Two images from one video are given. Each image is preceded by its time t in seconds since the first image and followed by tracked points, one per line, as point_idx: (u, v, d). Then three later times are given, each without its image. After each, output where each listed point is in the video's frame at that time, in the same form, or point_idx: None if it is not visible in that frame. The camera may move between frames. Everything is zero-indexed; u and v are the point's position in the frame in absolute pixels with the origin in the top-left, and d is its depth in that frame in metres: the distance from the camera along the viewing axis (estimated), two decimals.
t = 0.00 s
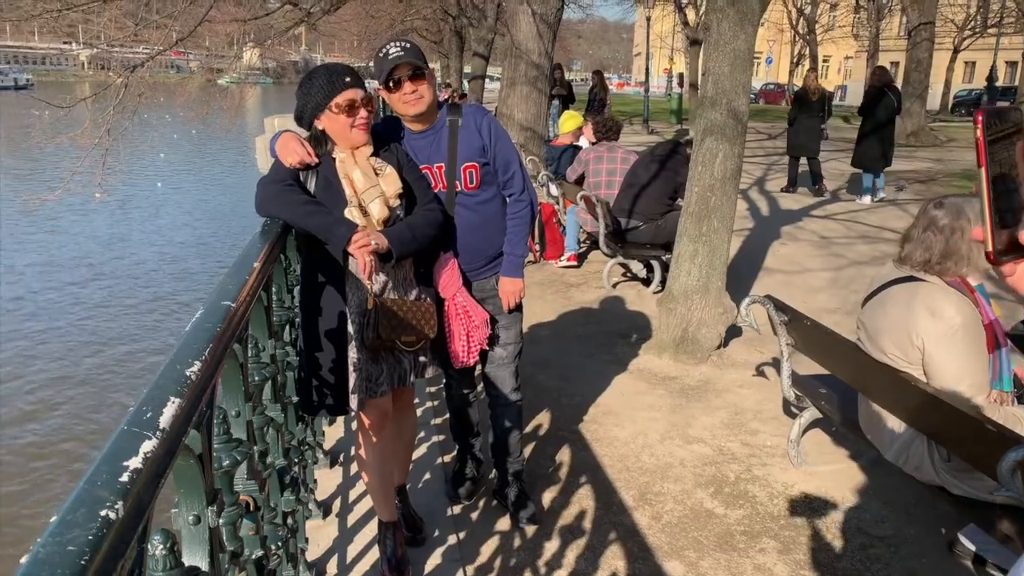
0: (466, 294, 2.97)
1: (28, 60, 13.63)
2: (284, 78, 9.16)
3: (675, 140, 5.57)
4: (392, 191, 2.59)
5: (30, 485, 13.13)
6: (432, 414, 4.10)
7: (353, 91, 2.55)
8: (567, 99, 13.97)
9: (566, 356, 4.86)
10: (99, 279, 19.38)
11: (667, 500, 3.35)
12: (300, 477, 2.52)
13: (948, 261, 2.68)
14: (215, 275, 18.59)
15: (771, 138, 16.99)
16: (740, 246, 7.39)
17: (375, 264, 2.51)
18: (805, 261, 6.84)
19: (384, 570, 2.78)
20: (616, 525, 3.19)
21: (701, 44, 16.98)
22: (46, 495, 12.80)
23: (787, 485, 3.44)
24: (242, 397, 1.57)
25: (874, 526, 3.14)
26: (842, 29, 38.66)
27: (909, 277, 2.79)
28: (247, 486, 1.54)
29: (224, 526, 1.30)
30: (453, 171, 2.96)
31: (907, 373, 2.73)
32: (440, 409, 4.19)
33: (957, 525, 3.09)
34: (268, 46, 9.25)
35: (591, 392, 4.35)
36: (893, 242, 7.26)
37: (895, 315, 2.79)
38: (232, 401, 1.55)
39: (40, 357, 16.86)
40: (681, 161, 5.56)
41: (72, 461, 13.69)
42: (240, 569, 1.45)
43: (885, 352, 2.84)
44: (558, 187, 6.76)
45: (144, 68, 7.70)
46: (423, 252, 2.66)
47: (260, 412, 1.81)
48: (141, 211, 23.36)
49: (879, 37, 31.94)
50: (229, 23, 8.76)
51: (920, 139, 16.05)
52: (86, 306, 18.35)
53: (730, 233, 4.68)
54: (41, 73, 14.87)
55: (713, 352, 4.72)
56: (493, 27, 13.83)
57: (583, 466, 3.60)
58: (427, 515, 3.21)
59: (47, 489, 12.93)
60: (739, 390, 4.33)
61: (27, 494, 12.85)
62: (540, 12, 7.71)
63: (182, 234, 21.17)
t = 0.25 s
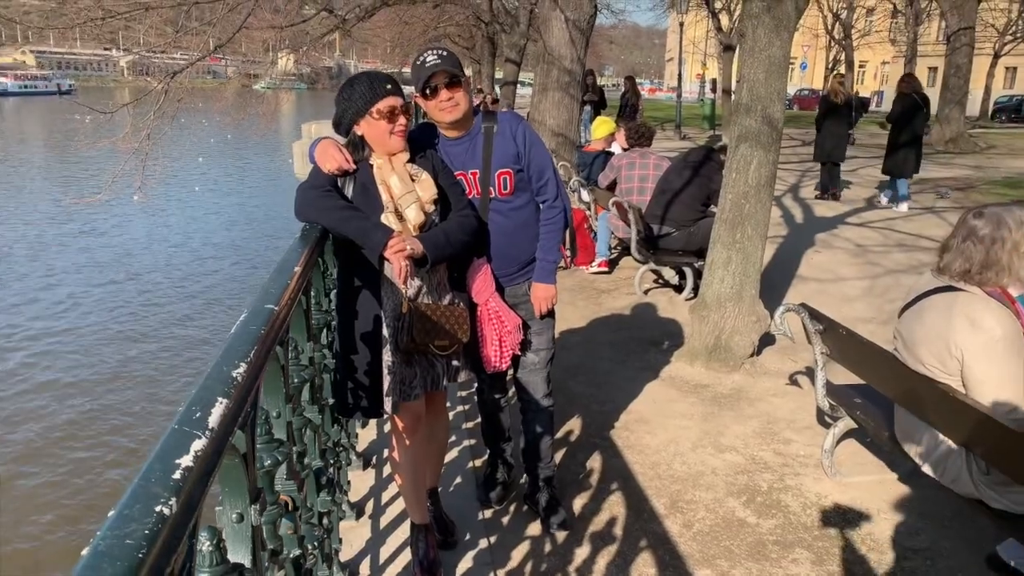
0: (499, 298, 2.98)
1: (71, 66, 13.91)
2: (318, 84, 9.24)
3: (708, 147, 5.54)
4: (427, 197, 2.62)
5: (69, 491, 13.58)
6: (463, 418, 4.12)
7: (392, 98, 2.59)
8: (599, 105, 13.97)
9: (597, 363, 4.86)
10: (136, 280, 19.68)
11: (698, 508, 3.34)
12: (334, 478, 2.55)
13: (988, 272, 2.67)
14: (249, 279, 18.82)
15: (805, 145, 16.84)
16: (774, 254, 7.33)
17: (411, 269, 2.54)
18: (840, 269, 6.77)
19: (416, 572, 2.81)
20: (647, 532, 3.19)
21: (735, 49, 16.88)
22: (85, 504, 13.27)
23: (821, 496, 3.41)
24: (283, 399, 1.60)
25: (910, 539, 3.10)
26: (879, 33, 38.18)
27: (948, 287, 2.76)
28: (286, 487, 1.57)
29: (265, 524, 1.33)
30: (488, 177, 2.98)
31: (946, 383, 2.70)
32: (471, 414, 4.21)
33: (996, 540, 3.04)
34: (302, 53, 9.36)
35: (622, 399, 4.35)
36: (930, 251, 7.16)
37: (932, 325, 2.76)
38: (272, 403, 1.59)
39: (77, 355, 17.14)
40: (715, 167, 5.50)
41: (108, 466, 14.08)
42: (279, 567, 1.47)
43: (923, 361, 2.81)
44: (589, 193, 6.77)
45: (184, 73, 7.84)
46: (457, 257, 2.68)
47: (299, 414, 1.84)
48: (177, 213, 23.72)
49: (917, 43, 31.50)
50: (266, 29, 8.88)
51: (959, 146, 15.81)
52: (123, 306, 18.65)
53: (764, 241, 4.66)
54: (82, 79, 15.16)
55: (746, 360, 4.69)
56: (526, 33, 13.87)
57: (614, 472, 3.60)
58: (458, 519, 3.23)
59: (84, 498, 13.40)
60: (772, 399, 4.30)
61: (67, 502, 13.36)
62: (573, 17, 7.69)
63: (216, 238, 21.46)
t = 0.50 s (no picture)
0: (528, 305, 3.00)
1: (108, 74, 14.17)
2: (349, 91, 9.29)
3: (739, 154, 5.51)
4: (458, 204, 2.64)
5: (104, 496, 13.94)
6: (491, 424, 4.14)
7: (424, 105, 2.62)
8: (628, 112, 13.97)
9: (625, 370, 4.86)
10: (169, 283, 19.96)
11: (727, 517, 3.33)
12: (365, 481, 2.58)
13: None
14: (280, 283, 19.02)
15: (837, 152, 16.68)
16: (804, 262, 7.28)
17: (442, 276, 2.57)
18: (872, 278, 6.71)
19: None
20: (675, 540, 3.18)
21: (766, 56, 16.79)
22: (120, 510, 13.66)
23: (851, 507, 3.38)
24: (319, 402, 1.64)
25: (943, 553, 3.06)
26: (914, 39, 37.72)
27: (983, 298, 2.73)
28: (320, 489, 1.60)
29: (300, 524, 1.36)
30: (518, 184, 3.00)
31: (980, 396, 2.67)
32: (499, 419, 4.23)
33: None
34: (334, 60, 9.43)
35: (650, 407, 4.35)
36: (965, 260, 7.07)
37: (967, 336, 2.73)
38: (308, 406, 1.62)
39: (112, 357, 17.42)
40: (746, 175, 5.49)
41: (141, 471, 14.40)
42: (313, 568, 1.50)
43: (956, 373, 2.78)
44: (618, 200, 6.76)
45: (219, 81, 7.97)
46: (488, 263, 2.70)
47: (333, 418, 1.87)
48: (210, 218, 24.03)
49: (952, 49, 31.11)
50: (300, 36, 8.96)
51: (994, 153, 15.57)
52: (156, 309, 18.92)
53: (795, 249, 4.63)
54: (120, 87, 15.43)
55: (776, 369, 4.67)
56: (555, 40, 13.92)
57: (642, 480, 3.60)
58: (486, 523, 3.25)
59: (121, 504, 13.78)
60: (802, 408, 4.28)
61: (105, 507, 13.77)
62: (603, 24, 7.71)
63: (247, 242, 21.71)
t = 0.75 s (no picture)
0: (560, 314, 3.02)
1: (150, 81, 14.45)
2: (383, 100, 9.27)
3: (774, 164, 5.49)
4: (492, 213, 2.67)
5: (138, 489, 14.12)
6: (522, 432, 4.15)
7: (458, 116, 2.66)
8: (661, 121, 13.95)
9: (656, 380, 4.85)
10: (205, 287, 20.25)
11: (758, 529, 3.31)
12: (396, 485, 2.62)
13: None
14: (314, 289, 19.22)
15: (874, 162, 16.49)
16: (839, 273, 7.22)
17: (475, 284, 2.60)
18: (910, 290, 6.64)
19: None
20: (706, 552, 3.18)
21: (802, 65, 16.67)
22: (153, 504, 13.81)
23: (885, 522, 3.35)
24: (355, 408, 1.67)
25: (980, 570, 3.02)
26: (955, 47, 37.19)
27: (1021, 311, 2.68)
28: (355, 492, 1.63)
29: (336, 525, 1.40)
30: (551, 193, 3.02)
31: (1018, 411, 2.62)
32: (529, 427, 4.25)
33: None
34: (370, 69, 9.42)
35: (682, 417, 4.34)
36: (1005, 273, 6.96)
37: (1005, 350, 2.69)
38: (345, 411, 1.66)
39: (147, 358, 17.67)
40: (780, 185, 5.46)
41: (175, 467, 14.55)
42: (348, 570, 1.54)
43: (994, 388, 2.74)
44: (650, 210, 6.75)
45: (260, 90, 8.23)
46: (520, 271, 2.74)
47: (367, 424, 1.91)
48: (246, 223, 24.35)
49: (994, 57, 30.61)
50: (337, 47, 8.88)
51: None
52: (192, 312, 19.18)
53: (830, 260, 4.60)
54: (161, 93, 15.70)
55: (809, 382, 4.63)
56: (589, 49, 13.94)
57: (673, 491, 3.59)
58: (516, 531, 3.27)
59: (153, 498, 13.93)
60: (835, 421, 4.24)
61: (137, 499, 13.93)
62: (637, 34, 7.72)
63: (282, 248, 21.96)
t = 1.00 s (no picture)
0: (587, 321, 3.03)
1: (184, 90, 14.68)
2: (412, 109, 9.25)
3: (803, 174, 5.46)
4: (521, 221, 2.68)
5: (164, 488, 14.24)
6: (548, 440, 4.17)
7: (489, 126, 2.68)
8: (689, 129, 13.92)
9: (683, 390, 4.84)
10: (235, 292, 20.47)
11: (786, 540, 3.30)
12: (424, 491, 2.64)
13: None
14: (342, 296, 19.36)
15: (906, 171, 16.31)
16: (870, 283, 7.15)
17: (502, 291, 2.62)
18: (942, 301, 6.57)
19: None
20: (732, 562, 3.17)
21: (832, 73, 16.55)
22: (181, 502, 13.89)
23: (915, 535, 3.32)
24: (386, 411, 1.71)
25: None
26: (989, 55, 36.67)
27: None
28: (386, 495, 1.66)
29: (368, 527, 1.42)
30: (579, 203, 3.04)
31: None
32: (555, 435, 4.26)
33: None
34: (398, 79, 9.44)
35: (709, 427, 4.33)
36: None
37: None
38: (376, 415, 1.69)
39: (178, 361, 17.89)
40: (810, 194, 5.43)
41: (203, 467, 14.68)
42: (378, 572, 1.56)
43: None
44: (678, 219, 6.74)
45: (291, 98, 8.25)
46: (547, 279, 2.75)
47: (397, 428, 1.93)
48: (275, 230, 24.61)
49: None
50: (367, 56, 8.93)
51: None
52: (222, 316, 19.40)
53: (860, 270, 4.57)
54: (194, 102, 15.93)
55: (838, 393, 4.60)
56: (618, 58, 13.95)
57: (699, 501, 3.59)
58: (542, 538, 3.28)
59: (180, 495, 14.06)
60: (865, 432, 4.21)
61: (166, 496, 14.04)
62: (666, 43, 7.73)
63: (312, 255, 22.15)
